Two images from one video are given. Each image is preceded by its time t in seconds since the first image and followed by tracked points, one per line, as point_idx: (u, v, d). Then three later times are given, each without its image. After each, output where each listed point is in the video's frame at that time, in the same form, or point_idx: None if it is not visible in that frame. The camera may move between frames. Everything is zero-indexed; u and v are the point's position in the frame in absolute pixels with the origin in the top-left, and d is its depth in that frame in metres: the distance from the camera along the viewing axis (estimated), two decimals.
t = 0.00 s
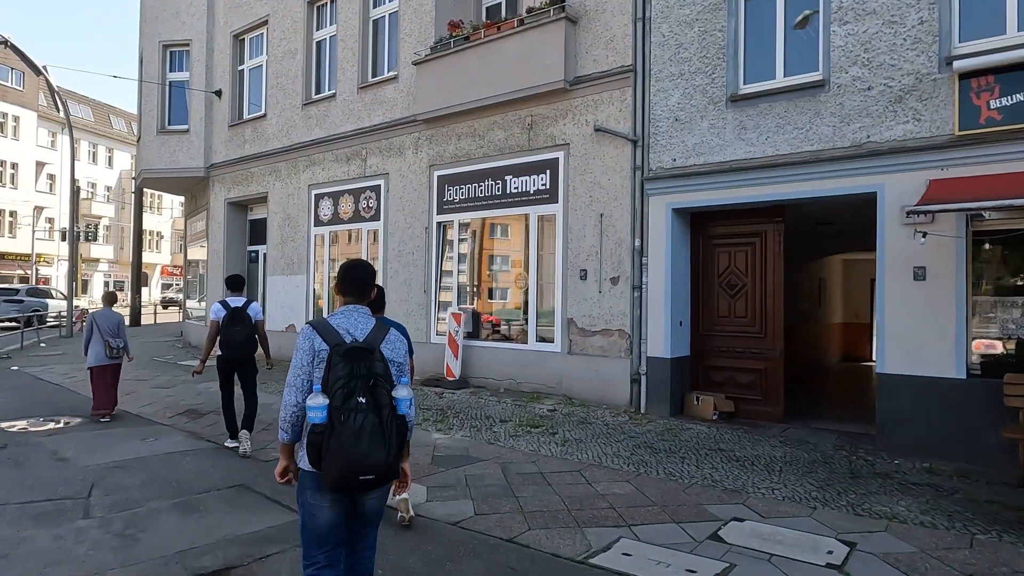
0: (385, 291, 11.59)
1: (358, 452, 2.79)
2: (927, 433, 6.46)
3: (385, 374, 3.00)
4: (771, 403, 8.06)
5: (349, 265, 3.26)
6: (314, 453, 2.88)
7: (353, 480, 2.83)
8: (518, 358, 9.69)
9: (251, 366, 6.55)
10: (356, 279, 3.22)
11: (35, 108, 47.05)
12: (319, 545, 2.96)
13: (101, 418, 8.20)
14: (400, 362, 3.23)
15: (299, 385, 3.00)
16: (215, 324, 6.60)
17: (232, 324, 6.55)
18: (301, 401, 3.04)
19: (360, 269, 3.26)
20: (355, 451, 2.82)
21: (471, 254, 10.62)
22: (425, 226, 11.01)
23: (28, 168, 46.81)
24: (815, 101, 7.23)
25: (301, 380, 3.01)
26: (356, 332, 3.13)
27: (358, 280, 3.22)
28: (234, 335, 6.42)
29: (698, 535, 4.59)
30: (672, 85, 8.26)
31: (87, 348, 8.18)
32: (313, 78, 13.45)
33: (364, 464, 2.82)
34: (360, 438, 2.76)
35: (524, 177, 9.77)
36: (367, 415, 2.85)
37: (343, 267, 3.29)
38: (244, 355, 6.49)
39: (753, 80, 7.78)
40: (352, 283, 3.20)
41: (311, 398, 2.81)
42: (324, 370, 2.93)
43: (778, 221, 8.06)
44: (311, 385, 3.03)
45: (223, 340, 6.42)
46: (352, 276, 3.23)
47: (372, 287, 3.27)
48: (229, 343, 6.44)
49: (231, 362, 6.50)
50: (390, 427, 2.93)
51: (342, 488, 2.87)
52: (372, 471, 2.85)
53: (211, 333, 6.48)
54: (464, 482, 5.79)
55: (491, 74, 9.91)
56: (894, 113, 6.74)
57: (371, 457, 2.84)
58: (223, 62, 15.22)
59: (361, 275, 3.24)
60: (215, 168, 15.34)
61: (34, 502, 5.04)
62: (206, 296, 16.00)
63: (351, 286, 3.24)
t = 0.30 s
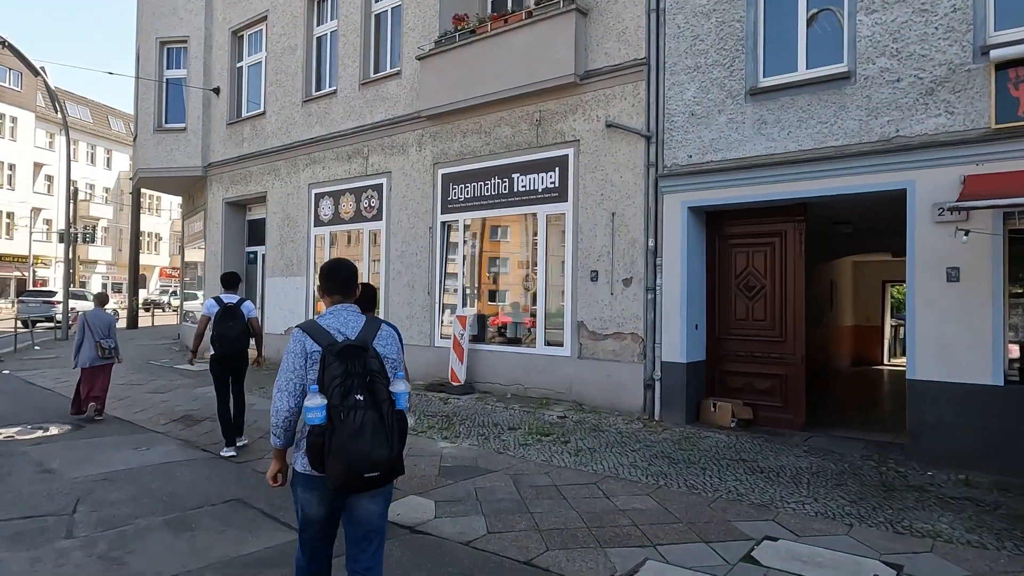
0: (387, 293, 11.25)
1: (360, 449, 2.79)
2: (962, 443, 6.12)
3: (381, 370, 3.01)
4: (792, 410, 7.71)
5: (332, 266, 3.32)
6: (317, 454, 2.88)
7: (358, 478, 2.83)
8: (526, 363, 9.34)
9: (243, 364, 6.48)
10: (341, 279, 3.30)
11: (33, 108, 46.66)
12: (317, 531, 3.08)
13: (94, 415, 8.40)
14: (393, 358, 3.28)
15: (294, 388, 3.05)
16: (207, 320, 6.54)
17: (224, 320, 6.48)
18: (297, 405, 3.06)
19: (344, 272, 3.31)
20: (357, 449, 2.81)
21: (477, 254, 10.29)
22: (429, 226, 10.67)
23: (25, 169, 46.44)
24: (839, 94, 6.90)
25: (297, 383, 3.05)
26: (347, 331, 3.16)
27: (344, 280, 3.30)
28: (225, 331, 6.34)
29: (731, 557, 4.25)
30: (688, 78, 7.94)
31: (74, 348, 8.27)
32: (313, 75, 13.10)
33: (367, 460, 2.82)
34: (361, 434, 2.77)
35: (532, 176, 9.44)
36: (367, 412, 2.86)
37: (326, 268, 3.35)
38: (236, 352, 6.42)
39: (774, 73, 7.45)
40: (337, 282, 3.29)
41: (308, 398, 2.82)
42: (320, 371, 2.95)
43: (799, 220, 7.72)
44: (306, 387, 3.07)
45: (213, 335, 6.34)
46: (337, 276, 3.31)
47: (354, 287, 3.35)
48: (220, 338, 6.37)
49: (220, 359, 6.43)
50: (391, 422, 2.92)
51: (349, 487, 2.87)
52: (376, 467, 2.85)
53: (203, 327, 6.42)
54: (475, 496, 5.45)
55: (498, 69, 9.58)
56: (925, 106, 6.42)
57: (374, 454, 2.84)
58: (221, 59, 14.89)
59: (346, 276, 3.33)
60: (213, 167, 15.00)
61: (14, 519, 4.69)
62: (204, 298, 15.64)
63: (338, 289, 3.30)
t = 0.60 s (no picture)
0: (388, 294, 10.93)
1: (326, 456, 2.82)
2: (996, 453, 5.80)
3: (348, 376, 3.03)
4: (811, 416, 7.40)
5: (298, 270, 3.31)
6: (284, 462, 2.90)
7: (325, 486, 2.86)
8: (532, 367, 9.02)
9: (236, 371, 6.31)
10: (305, 283, 3.31)
11: (32, 108, 46.30)
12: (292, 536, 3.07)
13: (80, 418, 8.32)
14: (362, 362, 3.26)
15: (261, 396, 3.01)
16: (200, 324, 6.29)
17: (217, 326, 6.28)
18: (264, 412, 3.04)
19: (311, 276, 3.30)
20: (324, 456, 2.84)
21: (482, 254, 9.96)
22: (432, 225, 10.35)
23: (24, 170, 46.09)
24: (864, 85, 6.59)
25: (263, 391, 3.01)
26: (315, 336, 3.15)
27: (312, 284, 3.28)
28: (218, 340, 6.13)
29: None
30: (703, 70, 7.62)
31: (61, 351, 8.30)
32: (312, 70, 12.78)
33: (334, 467, 2.85)
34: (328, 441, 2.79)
35: (539, 172, 9.12)
36: (333, 419, 2.88)
37: (291, 272, 3.36)
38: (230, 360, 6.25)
39: (794, 64, 7.14)
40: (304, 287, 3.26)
41: (275, 407, 2.82)
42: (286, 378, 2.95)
43: (819, 218, 7.40)
44: (274, 395, 3.04)
45: (206, 343, 6.13)
46: (303, 281, 3.29)
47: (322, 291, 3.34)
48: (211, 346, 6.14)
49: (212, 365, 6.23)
50: (357, 428, 2.95)
51: (315, 493, 2.90)
52: (342, 474, 2.88)
53: (194, 334, 6.19)
54: (483, 509, 5.13)
55: (504, 62, 9.26)
56: (956, 98, 6.10)
57: (340, 461, 2.87)
58: (219, 55, 14.56)
59: (314, 280, 3.32)
60: (211, 165, 14.68)
61: None
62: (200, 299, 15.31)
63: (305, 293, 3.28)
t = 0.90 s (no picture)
0: (389, 294, 10.58)
1: (304, 447, 2.67)
2: None
3: (330, 367, 2.88)
4: (834, 422, 7.04)
5: (286, 259, 3.16)
6: (259, 454, 2.74)
7: (301, 479, 2.70)
8: (539, 369, 8.67)
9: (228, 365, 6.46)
10: (295, 274, 3.14)
11: (29, 107, 45.90)
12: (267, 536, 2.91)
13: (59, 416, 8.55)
14: (344, 356, 3.12)
15: (237, 385, 2.87)
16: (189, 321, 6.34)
17: (209, 322, 6.41)
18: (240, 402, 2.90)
19: (299, 266, 3.15)
20: (300, 448, 2.68)
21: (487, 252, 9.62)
22: (434, 222, 10.00)
23: (20, 169, 45.70)
24: (893, 73, 6.24)
25: (240, 380, 2.87)
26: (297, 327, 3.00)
27: (298, 275, 3.13)
28: (212, 334, 6.27)
29: None
30: (720, 58, 7.27)
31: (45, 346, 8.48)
32: (311, 64, 12.43)
33: (311, 459, 2.69)
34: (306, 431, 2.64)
35: (547, 167, 8.77)
36: (312, 410, 2.74)
37: (281, 264, 3.19)
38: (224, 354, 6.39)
39: (817, 52, 6.79)
40: (290, 277, 3.11)
41: (250, 394, 2.67)
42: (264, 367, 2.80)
43: (843, 213, 7.03)
44: (251, 385, 2.89)
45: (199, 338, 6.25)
46: (291, 271, 3.14)
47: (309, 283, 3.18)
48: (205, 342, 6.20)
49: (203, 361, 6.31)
50: (337, 421, 2.80)
51: (290, 487, 2.73)
52: (320, 467, 2.72)
53: (186, 330, 6.30)
54: (494, 523, 4.76)
55: (510, 53, 8.92)
56: (994, 85, 5.75)
57: (318, 452, 2.71)
58: (215, 49, 14.21)
59: (300, 270, 3.15)
60: (207, 161, 14.32)
61: None
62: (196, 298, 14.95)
63: (289, 283, 3.13)
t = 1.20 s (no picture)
0: (391, 295, 10.26)
1: (304, 456, 2.57)
2: None
3: (332, 373, 2.78)
4: (859, 429, 6.73)
5: (290, 260, 3.03)
6: (257, 460, 2.64)
7: (300, 487, 2.60)
8: (549, 373, 8.35)
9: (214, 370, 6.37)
10: (298, 276, 3.00)
11: (24, 107, 45.41)
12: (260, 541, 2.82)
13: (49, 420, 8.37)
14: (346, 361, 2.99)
15: (238, 390, 2.75)
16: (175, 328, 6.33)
17: (196, 328, 6.35)
18: (241, 407, 2.78)
19: (303, 267, 3.02)
20: (300, 456, 2.58)
21: (494, 252, 9.30)
22: (439, 220, 9.68)
23: (15, 169, 45.24)
24: (925, 62, 5.95)
25: (241, 384, 2.76)
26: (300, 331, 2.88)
27: (302, 277, 2.99)
28: (195, 340, 6.19)
29: None
30: (740, 49, 6.97)
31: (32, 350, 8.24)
32: (311, 59, 12.11)
33: (311, 468, 2.60)
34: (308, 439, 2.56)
35: (556, 163, 8.45)
36: (313, 417, 2.63)
37: (283, 264, 3.05)
38: (210, 359, 6.30)
39: (842, 41, 6.50)
40: (293, 279, 2.97)
41: (252, 400, 2.56)
42: (265, 371, 2.69)
43: (869, 211, 6.73)
44: (251, 390, 2.78)
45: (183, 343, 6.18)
46: (294, 272, 3.01)
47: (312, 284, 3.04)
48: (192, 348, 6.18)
49: (190, 367, 6.26)
50: (338, 429, 2.70)
51: (288, 495, 2.63)
52: (319, 476, 2.62)
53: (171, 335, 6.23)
54: (510, 540, 4.45)
55: (518, 45, 8.62)
56: None
57: (317, 460, 2.61)
58: (212, 45, 13.88)
59: (303, 271, 3.00)
60: (204, 160, 13.97)
61: None
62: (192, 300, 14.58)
63: (292, 284, 3.00)
